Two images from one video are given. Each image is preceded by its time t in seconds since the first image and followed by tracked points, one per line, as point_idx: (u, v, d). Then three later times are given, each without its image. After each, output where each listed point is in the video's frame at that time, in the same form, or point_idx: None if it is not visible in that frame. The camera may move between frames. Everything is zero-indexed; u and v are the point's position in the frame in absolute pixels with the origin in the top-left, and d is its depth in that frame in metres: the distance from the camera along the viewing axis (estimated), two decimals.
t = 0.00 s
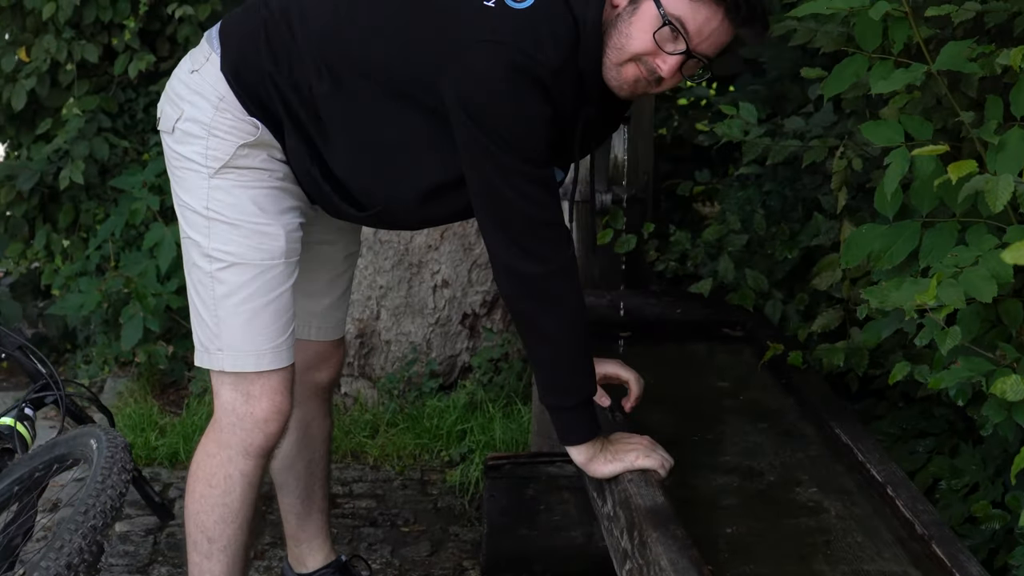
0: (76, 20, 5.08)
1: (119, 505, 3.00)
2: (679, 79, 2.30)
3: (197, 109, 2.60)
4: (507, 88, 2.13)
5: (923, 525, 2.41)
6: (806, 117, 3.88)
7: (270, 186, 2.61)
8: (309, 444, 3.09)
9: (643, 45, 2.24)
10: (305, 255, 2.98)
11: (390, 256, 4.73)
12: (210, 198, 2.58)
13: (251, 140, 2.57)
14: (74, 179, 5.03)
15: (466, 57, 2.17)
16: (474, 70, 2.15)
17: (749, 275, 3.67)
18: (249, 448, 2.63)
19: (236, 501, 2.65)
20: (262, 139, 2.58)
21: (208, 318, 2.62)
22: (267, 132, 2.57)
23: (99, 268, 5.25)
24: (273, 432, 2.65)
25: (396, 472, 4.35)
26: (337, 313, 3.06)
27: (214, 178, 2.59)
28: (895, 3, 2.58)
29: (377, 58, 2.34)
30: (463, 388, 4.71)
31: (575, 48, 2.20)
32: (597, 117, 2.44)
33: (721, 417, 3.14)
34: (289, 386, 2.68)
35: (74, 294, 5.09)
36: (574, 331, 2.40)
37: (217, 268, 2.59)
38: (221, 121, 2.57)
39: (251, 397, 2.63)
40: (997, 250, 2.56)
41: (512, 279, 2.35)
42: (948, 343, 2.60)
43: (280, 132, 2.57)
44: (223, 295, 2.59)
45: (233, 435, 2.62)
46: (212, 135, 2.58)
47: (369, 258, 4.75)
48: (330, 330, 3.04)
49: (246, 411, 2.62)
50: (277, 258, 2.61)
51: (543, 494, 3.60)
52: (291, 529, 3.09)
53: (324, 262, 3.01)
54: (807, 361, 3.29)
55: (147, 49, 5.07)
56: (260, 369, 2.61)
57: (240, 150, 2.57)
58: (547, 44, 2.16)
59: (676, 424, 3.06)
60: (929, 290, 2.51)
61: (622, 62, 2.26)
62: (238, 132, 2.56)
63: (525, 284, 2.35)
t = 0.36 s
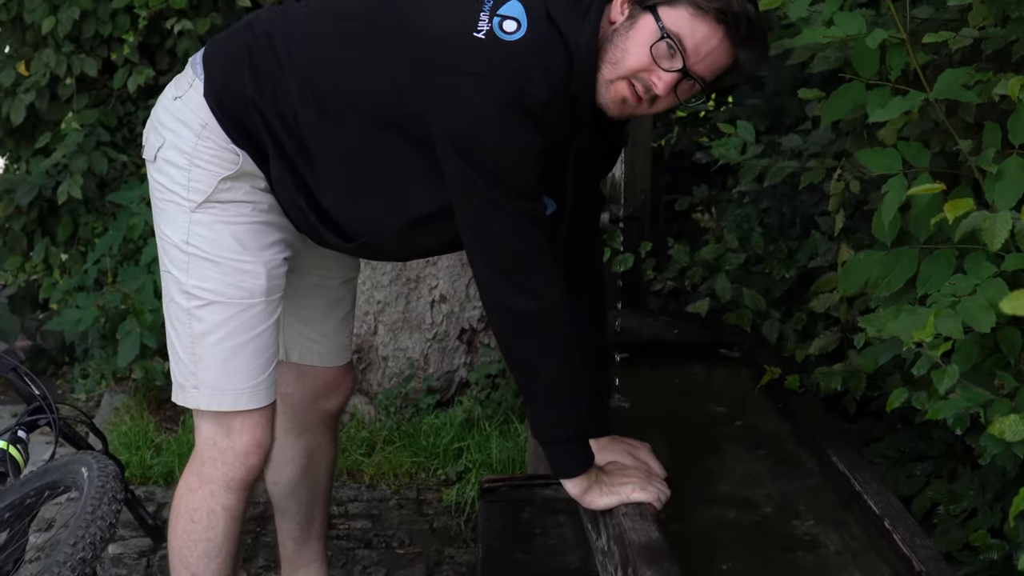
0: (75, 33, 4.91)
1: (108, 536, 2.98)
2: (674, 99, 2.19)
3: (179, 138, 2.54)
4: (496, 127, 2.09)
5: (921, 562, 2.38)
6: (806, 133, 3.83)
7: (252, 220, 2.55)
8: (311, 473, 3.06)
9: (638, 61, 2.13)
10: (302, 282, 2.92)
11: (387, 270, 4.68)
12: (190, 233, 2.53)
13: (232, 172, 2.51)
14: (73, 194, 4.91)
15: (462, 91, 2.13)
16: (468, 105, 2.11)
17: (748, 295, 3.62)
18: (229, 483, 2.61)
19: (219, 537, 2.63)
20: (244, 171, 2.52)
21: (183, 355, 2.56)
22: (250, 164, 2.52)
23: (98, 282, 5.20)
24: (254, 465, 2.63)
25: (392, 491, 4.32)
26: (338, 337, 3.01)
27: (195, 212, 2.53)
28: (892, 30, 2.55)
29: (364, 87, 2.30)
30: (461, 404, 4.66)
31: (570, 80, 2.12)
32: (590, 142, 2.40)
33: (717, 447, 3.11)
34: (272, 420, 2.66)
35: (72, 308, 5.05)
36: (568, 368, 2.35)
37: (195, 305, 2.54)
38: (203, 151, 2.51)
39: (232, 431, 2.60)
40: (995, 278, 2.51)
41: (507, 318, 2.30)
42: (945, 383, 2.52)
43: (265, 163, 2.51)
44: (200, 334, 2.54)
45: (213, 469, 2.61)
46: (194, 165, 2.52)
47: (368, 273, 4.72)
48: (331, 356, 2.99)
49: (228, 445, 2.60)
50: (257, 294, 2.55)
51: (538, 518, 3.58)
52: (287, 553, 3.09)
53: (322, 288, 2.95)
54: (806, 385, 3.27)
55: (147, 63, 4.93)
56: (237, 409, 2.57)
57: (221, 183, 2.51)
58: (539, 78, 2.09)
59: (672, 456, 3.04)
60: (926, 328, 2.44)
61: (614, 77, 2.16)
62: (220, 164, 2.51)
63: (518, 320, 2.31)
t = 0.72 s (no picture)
0: (71, 49, 4.87)
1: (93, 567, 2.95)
2: (706, 142, 2.17)
3: (173, 164, 2.45)
4: (500, 160, 2.00)
5: None
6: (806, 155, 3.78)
7: (242, 256, 2.47)
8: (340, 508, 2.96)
9: (671, 105, 2.11)
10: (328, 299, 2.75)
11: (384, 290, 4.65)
12: (175, 266, 2.46)
13: (222, 206, 2.42)
14: (69, 212, 4.87)
15: (457, 115, 2.04)
16: (463, 130, 2.02)
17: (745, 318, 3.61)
18: (204, 509, 2.59)
19: (196, 566, 2.61)
20: (235, 204, 2.43)
21: (158, 388, 2.52)
22: (241, 195, 2.43)
23: (95, 298, 5.16)
24: (228, 491, 2.62)
25: (388, 514, 4.28)
26: (383, 350, 2.83)
27: (184, 244, 2.45)
28: (887, 56, 2.52)
29: (365, 109, 2.21)
30: (459, 424, 4.62)
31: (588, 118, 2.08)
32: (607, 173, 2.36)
33: (712, 477, 3.07)
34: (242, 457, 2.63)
35: (67, 325, 5.01)
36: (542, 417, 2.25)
37: (174, 339, 2.49)
38: (194, 180, 2.42)
39: (204, 463, 2.58)
40: (991, 308, 2.47)
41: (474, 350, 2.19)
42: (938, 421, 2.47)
43: (261, 195, 2.42)
44: (175, 370, 2.49)
45: (189, 497, 2.59)
46: (186, 193, 2.43)
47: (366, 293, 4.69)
48: (381, 372, 2.82)
49: (200, 474, 2.58)
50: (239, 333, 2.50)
51: (533, 544, 3.55)
52: None
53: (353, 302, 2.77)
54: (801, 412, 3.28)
55: (144, 80, 4.88)
56: (204, 448, 2.54)
57: (210, 218, 2.43)
58: (548, 111, 2.03)
59: (666, 487, 3.01)
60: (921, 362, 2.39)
61: (645, 119, 2.14)
62: (211, 195, 2.42)
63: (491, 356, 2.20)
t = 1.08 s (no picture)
0: (69, 64, 4.84)
1: None
2: (698, 170, 2.10)
3: (154, 184, 2.36)
4: (516, 160, 1.93)
5: None
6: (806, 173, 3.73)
7: (220, 284, 2.36)
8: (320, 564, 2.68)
9: (665, 129, 2.04)
10: (288, 334, 2.60)
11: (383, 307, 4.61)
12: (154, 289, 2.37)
13: (200, 228, 2.32)
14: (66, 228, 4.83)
15: (464, 121, 1.98)
16: (467, 133, 1.96)
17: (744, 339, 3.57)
18: (184, 533, 2.47)
19: None
20: (212, 227, 2.33)
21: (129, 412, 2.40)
22: (220, 221, 2.33)
23: (93, 315, 5.13)
24: (210, 518, 2.50)
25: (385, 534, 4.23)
26: (358, 390, 2.65)
27: (162, 267, 2.36)
28: (879, 79, 2.51)
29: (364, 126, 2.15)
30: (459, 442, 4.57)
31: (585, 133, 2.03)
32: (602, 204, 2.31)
33: (709, 502, 3.02)
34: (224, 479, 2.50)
35: (65, 342, 4.97)
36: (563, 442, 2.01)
37: (147, 363, 2.38)
38: (174, 201, 2.33)
39: (182, 483, 2.45)
40: (987, 336, 2.41)
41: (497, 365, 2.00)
42: (930, 453, 2.42)
43: (243, 219, 2.31)
44: (148, 395, 2.37)
45: (168, 520, 2.47)
46: (165, 216, 2.34)
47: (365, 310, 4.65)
48: (351, 413, 2.64)
49: (179, 496, 2.46)
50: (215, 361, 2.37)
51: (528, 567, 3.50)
52: None
53: (321, 336, 2.61)
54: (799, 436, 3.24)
55: (142, 94, 4.85)
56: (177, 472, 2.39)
57: (188, 241, 2.33)
58: (561, 119, 2.00)
59: (662, 513, 2.96)
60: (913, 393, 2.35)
61: (639, 140, 2.07)
62: (190, 217, 2.32)
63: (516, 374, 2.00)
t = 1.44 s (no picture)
0: (71, 75, 4.83)
1: None
2: (706, 182, 2.05)
3: (162, 204, 2.32)
4: (536, 164, 1.91)
5: None
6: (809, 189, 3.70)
7: (231, 303, 2.33)
8: None
9: (674, 135, 2.01)
10: (288, 353, 2.57)
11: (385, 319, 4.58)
12: (163, 309, 2.32)
13: (212, 249, 2.29)
14: (67, 240, 4.80)
15: (481, 129, 1.95)
16: (489, 142, 1.93)
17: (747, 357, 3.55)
18: (189, 557, 2.40)
19: None
20: (223, 247, 2.30)
21: (137, 434, 2.34)
22: (232, 241, 2.30)
23: (95, 327, 5.10)
24: (216, 542, 2.43)
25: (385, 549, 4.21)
26: (341, 410, 2.65)
27: (171, 288, 2.31)
28: (878, 99, 2.51)
29: (377, 138, 2.12)
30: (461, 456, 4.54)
31: (596, 147, 2.01)
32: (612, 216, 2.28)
33: (708, 522, 2.99)
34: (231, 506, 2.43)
35: (66, 354, 4.95)
36: (574, 453, 1.97)
37: (157, 384, 2.33)
38: (185, 222, 2.29)
39: (192, 507, 2.39)
40: (985, 358, 2.38)
41: (513, 372, 1.94)
42: (921, 479, 2.37)
43: (255, 239, 2.29)
44: (158, 415, 2.32)
45: (173, 543, 2.40)
46: (175, 236, 2.30)
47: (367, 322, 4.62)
48: (337, 434, 2.64)
49: (189, 519, 2.40)
50: (226, 378, 2.33)
51: None
52: None
53: (318, 356, 2.59)
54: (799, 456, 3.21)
55: (144, 106, 4.83)
56: (186, 494, 2.35)
57: (200, 261, 2.29)
58: (578, 127, 1.99)
59: (660, 533, 2.93)
60: (909, 416, 2.31)
61: (646, 146, 2.03)
62: (201, 237, 2.29)
63: (533, 383, 1.94)
